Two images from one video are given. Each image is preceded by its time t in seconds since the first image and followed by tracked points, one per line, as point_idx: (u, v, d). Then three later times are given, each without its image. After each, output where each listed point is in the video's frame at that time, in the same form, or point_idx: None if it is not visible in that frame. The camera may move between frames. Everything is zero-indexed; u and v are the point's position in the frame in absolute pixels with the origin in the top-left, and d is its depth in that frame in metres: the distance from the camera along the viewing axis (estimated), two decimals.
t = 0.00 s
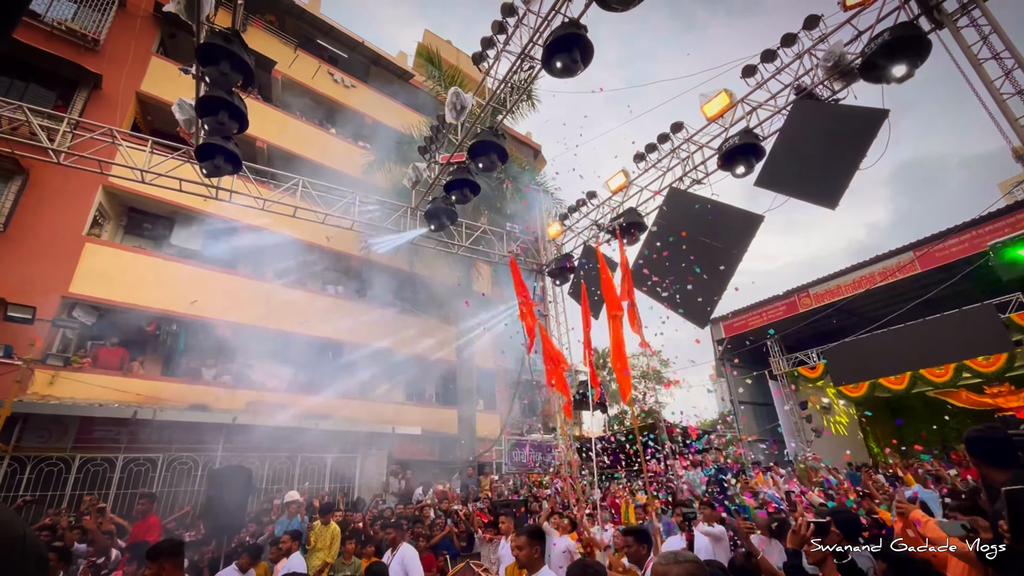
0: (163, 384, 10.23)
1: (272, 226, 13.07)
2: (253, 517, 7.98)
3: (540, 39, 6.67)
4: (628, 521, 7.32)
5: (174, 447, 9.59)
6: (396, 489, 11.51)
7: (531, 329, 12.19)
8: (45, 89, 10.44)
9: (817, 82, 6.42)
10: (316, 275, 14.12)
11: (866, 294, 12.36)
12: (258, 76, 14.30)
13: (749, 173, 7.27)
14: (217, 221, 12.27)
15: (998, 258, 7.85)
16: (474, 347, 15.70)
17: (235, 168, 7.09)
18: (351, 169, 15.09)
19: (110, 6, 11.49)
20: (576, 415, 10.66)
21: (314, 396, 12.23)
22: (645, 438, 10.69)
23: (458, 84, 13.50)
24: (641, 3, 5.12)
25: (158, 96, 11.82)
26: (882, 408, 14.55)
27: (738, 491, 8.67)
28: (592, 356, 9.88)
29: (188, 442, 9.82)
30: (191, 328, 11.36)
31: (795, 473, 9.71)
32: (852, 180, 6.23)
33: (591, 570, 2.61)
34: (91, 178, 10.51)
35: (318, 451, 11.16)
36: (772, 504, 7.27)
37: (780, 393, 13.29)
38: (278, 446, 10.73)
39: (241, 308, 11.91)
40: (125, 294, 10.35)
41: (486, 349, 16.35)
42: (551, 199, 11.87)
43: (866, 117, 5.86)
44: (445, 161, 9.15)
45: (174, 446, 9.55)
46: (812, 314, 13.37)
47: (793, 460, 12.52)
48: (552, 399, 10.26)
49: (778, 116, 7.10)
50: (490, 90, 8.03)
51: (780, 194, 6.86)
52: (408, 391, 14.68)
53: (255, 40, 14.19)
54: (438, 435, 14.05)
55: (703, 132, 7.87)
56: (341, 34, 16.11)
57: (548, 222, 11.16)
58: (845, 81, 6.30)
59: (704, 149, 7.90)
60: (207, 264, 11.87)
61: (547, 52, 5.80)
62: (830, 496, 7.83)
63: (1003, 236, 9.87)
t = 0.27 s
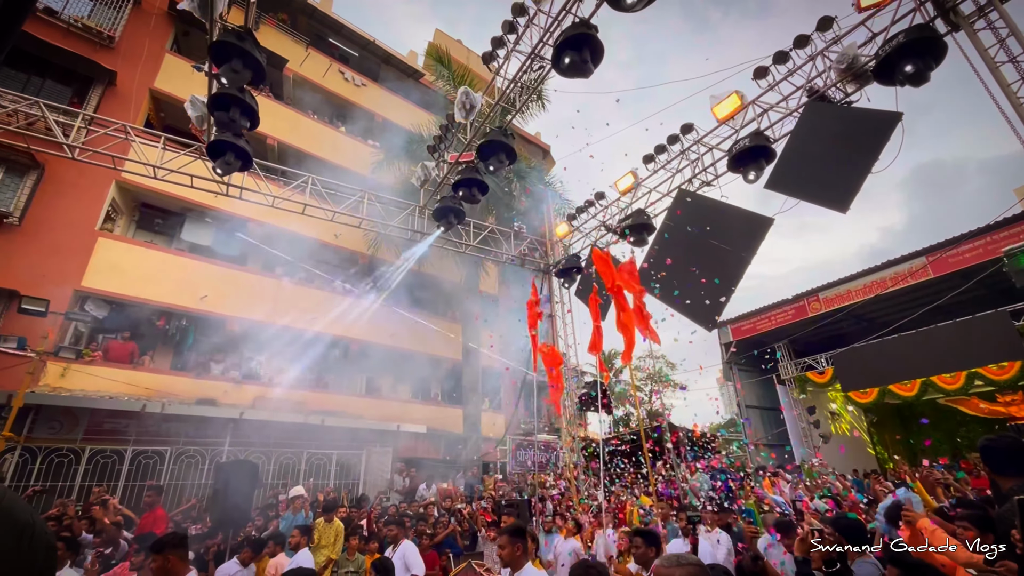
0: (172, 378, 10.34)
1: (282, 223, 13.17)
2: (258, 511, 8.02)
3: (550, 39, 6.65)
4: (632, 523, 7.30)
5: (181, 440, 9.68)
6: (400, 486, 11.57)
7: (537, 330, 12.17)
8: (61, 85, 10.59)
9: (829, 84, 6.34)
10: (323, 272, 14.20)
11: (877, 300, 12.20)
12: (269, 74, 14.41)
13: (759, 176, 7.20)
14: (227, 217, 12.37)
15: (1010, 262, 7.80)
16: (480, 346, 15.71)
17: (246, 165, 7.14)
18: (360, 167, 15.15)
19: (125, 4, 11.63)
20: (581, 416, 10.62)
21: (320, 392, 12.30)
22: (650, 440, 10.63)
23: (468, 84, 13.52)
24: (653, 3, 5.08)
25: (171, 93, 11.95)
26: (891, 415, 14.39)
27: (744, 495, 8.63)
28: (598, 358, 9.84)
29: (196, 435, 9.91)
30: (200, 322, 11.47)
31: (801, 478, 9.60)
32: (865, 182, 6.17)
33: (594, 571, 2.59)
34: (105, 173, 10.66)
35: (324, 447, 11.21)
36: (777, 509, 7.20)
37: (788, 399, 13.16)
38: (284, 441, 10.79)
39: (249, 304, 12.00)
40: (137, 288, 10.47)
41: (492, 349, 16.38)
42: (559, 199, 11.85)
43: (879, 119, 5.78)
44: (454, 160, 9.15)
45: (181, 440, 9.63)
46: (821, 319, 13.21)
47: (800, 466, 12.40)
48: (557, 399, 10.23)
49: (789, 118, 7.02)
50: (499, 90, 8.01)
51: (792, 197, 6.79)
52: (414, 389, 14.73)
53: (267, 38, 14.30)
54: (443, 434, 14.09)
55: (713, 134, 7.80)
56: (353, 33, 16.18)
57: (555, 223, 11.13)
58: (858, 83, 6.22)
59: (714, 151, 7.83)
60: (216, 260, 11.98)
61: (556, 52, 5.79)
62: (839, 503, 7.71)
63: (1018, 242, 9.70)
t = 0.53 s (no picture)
0: (179, 371, 10.43)
1: (289, 219, 13.24)
2: (262, 504, 8.06)
3: (560, 38, 6.63)
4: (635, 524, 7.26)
5: (188, 432, 9.76)
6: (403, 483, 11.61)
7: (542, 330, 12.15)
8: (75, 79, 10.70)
9: (841, 87, 6.26)
10: (330, 268, 14.26)
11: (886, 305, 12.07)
12: (280, 70, 14.48)
13: (768, 178, 7.14)
14: (235, 212, 12.45)
15: None
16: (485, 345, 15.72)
17: (255, 160, 7.18)
18: (368, 164, 15.20)
19: None
20: (585, 416, 10.59)
21: (325, 387, 12.37)
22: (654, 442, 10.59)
23: (478, 82, 13.51)
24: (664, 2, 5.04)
25: (183, 88, 12.04)
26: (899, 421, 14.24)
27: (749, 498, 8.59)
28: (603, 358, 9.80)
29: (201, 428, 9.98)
30: (208, 316, 11.56)
31: (806, 484, 9.52)
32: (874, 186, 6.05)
33: (595, 571, 2.56)
34: (116, 167, 10.77)
35: (328, 442, 11.26)
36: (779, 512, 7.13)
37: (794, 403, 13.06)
38: (289, 435, 10.85)
39: (257, 299, 12.08)
40: (146, 281, 10.57)
41: (497, 348, 16.40)
42: (566, 199, 11.82)
43: (889, 122, 5.70)
44: (462, 159, 9.15)
45: (187, 432, 9.71)
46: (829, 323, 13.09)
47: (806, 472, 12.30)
48: (561, 399, 10.20)
49: (800, 120, 6.94)
50: (508, 88, 7.99)
51: (801, 200, 6.73)
52: (418, 387, 14.77)
53: (278, 34, 14.36)
54: (447, 432, 14.13)
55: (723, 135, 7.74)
56: (363, 30, 16.23)
57: (562, 222, 11.10)
58: (871, 86, 6.14)
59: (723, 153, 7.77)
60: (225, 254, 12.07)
61: (566, 51, 5.77)
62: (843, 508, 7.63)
63: None
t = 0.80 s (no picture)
0: (184, 362, 10.49)
1: (296, 214, 13.29)
2: (263, 496, 8.10)
3: (570, 36, 6.59)
4: (636, 525, 7.29)
5: (192, 423, 9.83)
6: (405, 479, 11.65)
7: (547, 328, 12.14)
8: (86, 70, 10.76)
9: (853, 89, 6.20)
10: (336, 263, 14.33)
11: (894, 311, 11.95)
12: (289, 65, 14.51)
13: (777, 180, 7.07)
14: (243, 206, 12.52)
15: None
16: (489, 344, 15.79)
17: (262, 153, 7.19)
18: (374, 160, 15.21)
19: None
20: (587, 416, 10.55)
21: (328, 382, 12.41)
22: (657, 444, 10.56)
23: (486, 80, 13.48)
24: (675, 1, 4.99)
25: (192, 81, 12.09)
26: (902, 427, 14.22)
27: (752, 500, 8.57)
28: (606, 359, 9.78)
29: (204, 418, 10.04)
30: (213, 308, 11.62)
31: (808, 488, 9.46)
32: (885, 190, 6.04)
33: (593, 570, 2.55)
34: (125, 158, 10.83)
35: (331, 436, 11.30)
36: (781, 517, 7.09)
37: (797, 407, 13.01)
38: (293, 429, 10.91)
39: (262, 292, 12.13)
40: (154, 272, 10.65)
41: (500, 346, 16.42)
42: (572, 198, 11.77)
43: (903, 128, 5.64)
44: (468, 156, 9.13)
45: (191, 423, 9.78)
46: (835, 328, 12.98)
47: (808, 476, 12.23)
48: (563, 399, 10.17)
49: (810, 122, 6.87)
50: (516, 86, 7.95)
51: (809, 203, 6.67)
52: (421, 383, 14.80)
53: (287, 29, 14.40)
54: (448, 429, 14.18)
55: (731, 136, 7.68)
56: (372, 26, 16.23)
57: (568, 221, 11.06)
58: (882, 89, 6.08)
59: (732, 154, 7.70)
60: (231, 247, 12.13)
61: (575, 50, 5.73)
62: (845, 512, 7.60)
63: None
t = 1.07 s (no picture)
0: (187, 353, 10.55)
1: (301, 207, 13.31)
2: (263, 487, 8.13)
3: (579, 33, 6.55)
4: (634, 525, 7.27)
5: (194, 413, 9.88)
6: (405, 473, 11.68)
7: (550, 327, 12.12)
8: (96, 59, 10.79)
9: (863, 92, 6.13)
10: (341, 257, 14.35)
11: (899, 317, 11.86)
12: (297, 58, 14.52)
13: (784, 182, 7.02)
14: (249, 198, 12.56)
15: None
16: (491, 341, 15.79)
17: (269, 146, 7.20)
18: (381, 154, 15.21)
19: None
20: (588, 416, 10.52)
21: (330, 375, 12.45)
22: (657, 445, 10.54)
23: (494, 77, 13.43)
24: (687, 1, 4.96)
25: (201, 72, 12.12)
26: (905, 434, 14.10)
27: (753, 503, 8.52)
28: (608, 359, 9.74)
29: (207, 408, 10.10)
30: (218, 299, 11.67)
31: (808, 492, 9.42)
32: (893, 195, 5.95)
33: (592, 568, 2.53)
34: (133, 148, 10.87)
35: (332, 429, 11.33)
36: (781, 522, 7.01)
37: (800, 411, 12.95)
38: (295, 421, 10.96)
39: (266, 284, 12.17)
40: (159, 262, 10.70)
41: (503, 344, 16.42)
42: (577, 196, 11.73)
43: (913, 131, 5.57)
44: (475, 152, 9.11)
45: (193, 413, 9.83)
46: (839, 333, 12.90)
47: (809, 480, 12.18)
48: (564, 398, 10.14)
49: (819, 124, 6.80)
50: (524, 83, 7.92)
51: (816, 206, 6.59)
52: (423, 379, 14.81)
53: (297, 22, 14.40)
54: (449, 425, 14.19)
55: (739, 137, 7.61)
56: (381, 20, 16.21)
57: (573, 220, 11.03)
58: (893, 92, 6.01)
59: (739, 155, 7.65)
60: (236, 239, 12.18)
61: (584, 47, 5.70)
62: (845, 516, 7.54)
63: None
